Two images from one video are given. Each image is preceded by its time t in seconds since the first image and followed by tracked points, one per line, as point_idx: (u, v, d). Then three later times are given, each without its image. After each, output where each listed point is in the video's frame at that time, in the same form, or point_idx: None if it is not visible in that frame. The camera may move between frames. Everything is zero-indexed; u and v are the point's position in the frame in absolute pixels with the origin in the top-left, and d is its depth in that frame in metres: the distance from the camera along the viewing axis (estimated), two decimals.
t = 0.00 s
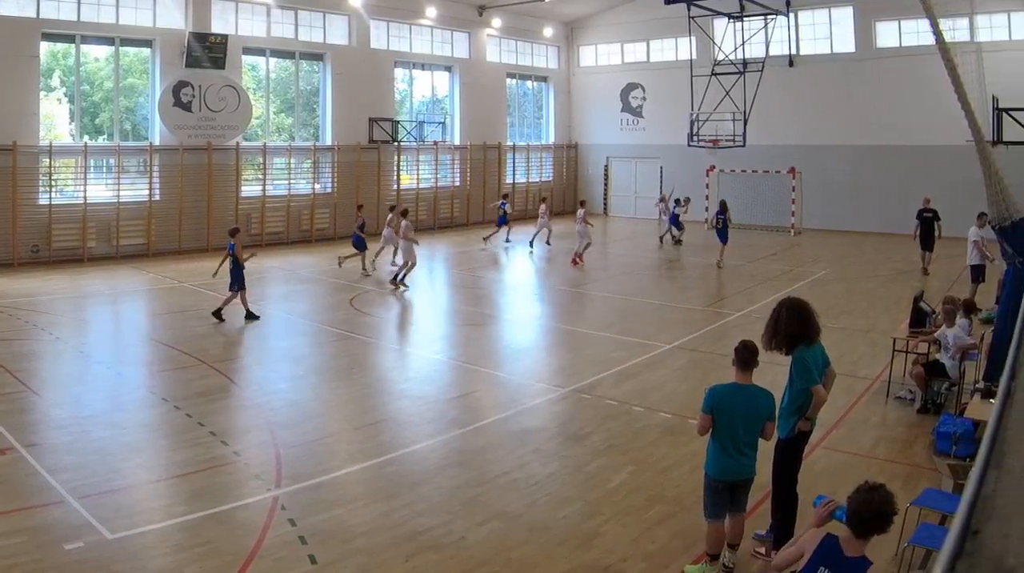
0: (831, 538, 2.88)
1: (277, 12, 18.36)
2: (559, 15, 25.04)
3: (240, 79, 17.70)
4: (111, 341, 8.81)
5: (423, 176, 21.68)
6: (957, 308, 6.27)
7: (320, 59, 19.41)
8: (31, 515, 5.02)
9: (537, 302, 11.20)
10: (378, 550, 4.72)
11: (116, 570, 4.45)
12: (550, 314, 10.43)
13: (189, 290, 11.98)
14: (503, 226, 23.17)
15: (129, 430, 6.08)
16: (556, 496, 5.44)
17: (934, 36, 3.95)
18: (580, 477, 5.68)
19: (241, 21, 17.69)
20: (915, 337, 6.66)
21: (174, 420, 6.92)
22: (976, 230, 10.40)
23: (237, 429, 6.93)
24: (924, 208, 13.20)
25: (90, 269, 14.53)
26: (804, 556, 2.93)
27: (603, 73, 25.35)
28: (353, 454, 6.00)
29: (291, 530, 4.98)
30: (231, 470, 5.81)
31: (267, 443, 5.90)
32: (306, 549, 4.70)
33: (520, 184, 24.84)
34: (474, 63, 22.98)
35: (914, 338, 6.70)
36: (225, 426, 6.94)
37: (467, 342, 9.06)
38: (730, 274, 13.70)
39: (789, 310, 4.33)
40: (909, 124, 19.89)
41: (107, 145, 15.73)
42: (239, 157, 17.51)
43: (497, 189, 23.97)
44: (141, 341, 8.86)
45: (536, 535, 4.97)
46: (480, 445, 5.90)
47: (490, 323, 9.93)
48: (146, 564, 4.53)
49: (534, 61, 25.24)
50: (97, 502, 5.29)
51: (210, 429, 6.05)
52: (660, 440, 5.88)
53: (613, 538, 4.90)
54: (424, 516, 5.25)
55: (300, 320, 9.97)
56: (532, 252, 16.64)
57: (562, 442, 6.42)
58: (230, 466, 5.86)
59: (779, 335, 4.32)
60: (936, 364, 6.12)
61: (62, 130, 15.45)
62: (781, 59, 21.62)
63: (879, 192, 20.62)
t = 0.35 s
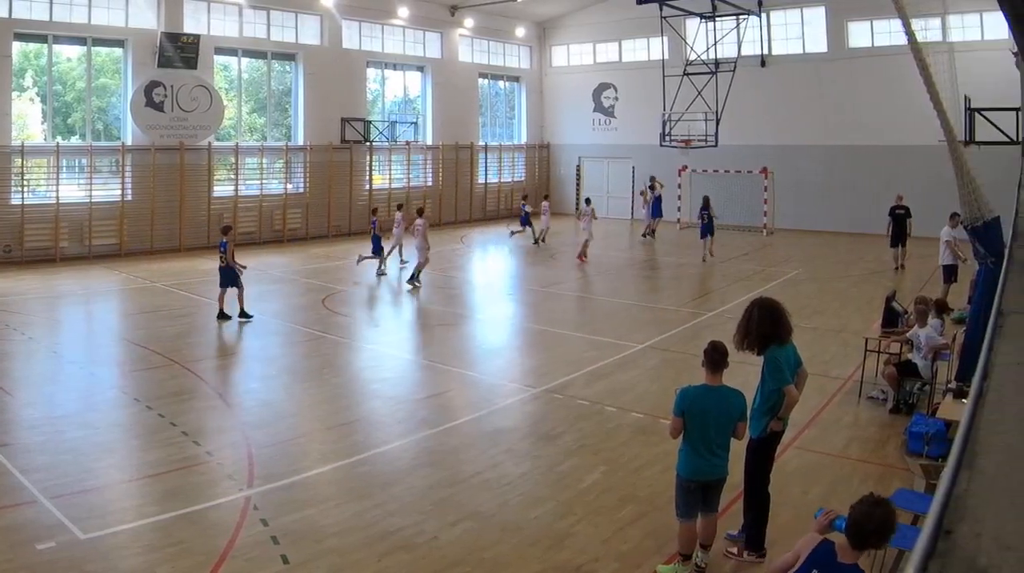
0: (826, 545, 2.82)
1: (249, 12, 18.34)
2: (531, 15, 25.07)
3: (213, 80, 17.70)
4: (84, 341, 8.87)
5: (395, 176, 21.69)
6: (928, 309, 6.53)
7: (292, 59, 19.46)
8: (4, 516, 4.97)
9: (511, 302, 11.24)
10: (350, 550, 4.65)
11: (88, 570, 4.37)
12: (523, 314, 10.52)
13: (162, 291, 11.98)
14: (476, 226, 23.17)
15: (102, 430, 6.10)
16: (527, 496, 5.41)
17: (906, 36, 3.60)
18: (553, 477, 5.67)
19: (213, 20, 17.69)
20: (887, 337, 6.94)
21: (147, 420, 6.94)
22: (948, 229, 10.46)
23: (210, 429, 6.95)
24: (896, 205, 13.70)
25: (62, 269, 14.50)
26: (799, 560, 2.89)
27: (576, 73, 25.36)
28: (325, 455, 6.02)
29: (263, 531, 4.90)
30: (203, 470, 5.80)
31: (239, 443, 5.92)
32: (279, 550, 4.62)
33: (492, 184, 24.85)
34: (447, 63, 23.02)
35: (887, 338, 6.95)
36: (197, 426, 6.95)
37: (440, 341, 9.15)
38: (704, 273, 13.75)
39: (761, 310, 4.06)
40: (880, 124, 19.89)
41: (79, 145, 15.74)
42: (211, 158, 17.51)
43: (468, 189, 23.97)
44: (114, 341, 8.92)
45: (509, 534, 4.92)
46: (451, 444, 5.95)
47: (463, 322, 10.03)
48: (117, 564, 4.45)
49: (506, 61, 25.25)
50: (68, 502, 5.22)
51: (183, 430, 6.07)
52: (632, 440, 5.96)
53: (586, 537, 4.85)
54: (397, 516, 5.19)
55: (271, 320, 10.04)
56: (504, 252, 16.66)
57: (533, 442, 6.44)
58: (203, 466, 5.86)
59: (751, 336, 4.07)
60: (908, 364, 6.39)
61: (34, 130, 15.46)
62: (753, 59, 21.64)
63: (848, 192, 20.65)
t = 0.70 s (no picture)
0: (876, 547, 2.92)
1: (248, 12, 18.35)
2: (530, 15, 25.08)
3: (211, 80, 17.70)
4: (82, 341, 8.87)
5: (394, 176, 21.70)
6: (927, 309, 6.57)
7: (291, 59, 19.46)
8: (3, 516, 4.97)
9: (510, 302, 11.24)
10: (350, 551, 4.65)
11: (86, 570, 4.36)
12: (522, 314, 10.50)
13: (161, 290, 12.00)
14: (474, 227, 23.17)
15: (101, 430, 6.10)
16: (527, 496, 5.41)
17: (906, 35, 3.57)
18: (552, 477, 5.67)
19: (212, 20, 17.68)
20: (886, 336, 6.98)
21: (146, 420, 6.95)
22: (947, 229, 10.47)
23: (209, 429, 6.95)
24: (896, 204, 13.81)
25: (61, 269, 14.49)
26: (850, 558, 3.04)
27: (575, 73, 25.37)
28: (324, 455, 6.02)
29: (262, 531, 4.89)
30: (202, 470, 5.80)
31: (238, 443, 5.92)
32: (279, 551, 4.61)
33: (491, 184, 24.87)
34: (446, 63, 23.02)
35: (885, 338, 6.98)
36: (196, 427, 6.95)
37: (439, 342, 9.15)
38: (702, 273, 13.76)
39: (760, 310, 4.06)
40: (879, 123, 19.87)
41: (78, 146, 15.75)
42: (210, 158, 17.51)
43: (467, 189, 23.98)
44: (112, 341, 8.92)
45: (508, 534, 4.92)
46: (450, 445, 5.95)
47: (461, 322, 10.03)
48: (116, 564, 4.44)
49: (505, 62, 25.27)
50: (67, 502, 5.21)
51: (182, 430, 6.08)
52: (631, 440, 5.96)
53: (586, 537, 4.84)
54: (396, 516, 5.19)
55: (270, 321, 10.05)
56: (503, 252, 16.69)
57: (532, 442, 6.44)
58: (201, 466, 5.86)
59: (750, 335, 4.06)
60: (907, 364, 6.42)
61: (33, 130, 15.46)
62: (752, 59, 21.64)
63: (846, 192, 20.66)
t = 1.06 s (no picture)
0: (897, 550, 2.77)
1: (248, 12, 18.34)
2: (530, 15, 25.08)
3: (211, 80, 17.69)
4: (82, 341, 8.87)
5: (394, 176, 21.70)
6: (927, 309, 6.57)
7: (291, 59, 19.46)
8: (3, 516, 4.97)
9: (511, 302, 11.24)
10: (350, 551, 4.65)
11: (86, 570, 4.36)
12: (522, 314, 10.50)
13: (161, 290, 12.00)
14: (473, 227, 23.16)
15: (100, 430, 6.10)
16: (527, 496, 5.41)
17: (905, 35, 3.59)
18: (552, 477, 5.67)
19: (212, 20, 17.68)
20: (886, 336, 6.98)
21: (146, 420, 6.95)
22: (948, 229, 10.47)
23: (209, 430, 6.95)
24: (895, 201, 13.83)
25: (61, 269, 14.48)
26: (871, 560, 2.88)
27: (575, 73, 25.37)
28: (325, 456, 6.02)
29: (262, 531, 4.89)
30: (202, 470, 5.80)
31: (238, 443, 5.92)
32: (279, 550, 4.61)
33: (491, 184, 24.86)
34: (446, 63, 23.02)
35: (885, 338, 6.97)
36: (196, 427, 6.95)
37: (439, 342, 9.14)
38: (702, 273, 13.76)
39: (761, 308, 4.07)
40: (879, 123, 19.87)
41: (78, 146, 15.74)
42: (209, 158, 17.51)
43: (467, 189, 23.97)
44: (112, 341, 8.92)
45: (509, 534, 4.91)
46: (450, 445, 5.95)
47: (462, 322, 10.02)
48: (115, 564, 4.44)
49: (505, 62, 25.27)
50: (67, 502, 5.21)
51: (182, 430, 6.08)
52: (631, 440, 5.96)
53: (586, 538, 4.84)
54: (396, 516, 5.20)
55: (270, 321, 10.05)
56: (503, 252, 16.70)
57: (532, 442, 6.44)
58: (201, 466, 5.87)
59: (751, 334, 4.07)
60: (907, 364, 6.42)
61: (33, 130, 15.45)
62: (752, 59, 21.64)
63: (846, 192, 20.65)
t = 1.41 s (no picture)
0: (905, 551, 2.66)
1: (248, 12, 18.34)
2: (530, 15, 25.09)
3: (211, 80, 17.68)
4: (82, 341, 8.87)
5: (394, 176, 21.70)
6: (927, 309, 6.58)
7: (291, 59, 19.46)
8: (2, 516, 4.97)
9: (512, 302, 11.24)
10: (350, 551, 4.65)
11: (87, 570, 4.36)
12: (522, 314, 10.50)
13: (161, 290, 12.00)
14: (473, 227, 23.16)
15: (100, 430, 6.10)
16: (527, 496, 5.41)
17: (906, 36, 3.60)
18: (552, 478, 5.67)
19: (212, 20, 17.67)
20: (886, 336, 6.98)
21: (146, 420, 6.95)
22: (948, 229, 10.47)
23: (209, 430, 6.96)
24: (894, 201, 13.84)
25: (61, 269, 14.48)
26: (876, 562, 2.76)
27: (575, 73, 25.36)
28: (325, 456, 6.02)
29: (261, 531, 4.89)
30: (202, 470, 5.80)
31: (238, 443, 5.91)
32: (279, 550, 4.61)
33: (491, 184, 24.85)
34: (446, 63, 23.02)
35: (885, 338, 6.97)
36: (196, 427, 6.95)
37: (439, 342, 9.13)
38: (702, 273, 13.76)
39: (761, 307, 4.07)
40: (879, 123, 19.87)
41: (78, 146, 15.73)
42: (209, 157, 17.51)
43: (467, 189, 23.97)
44: (111, 341, 8.92)
45: (508, 534, 4.91)
46: (450, 445, 5.95)
47: (463, 322, 10.02)
48: (115, 564, 4.44)
49: (505, 61, 25.27)
50: (67, 502, 5.21)
51: (182, 430, 6.08)
52: (631, 440, 5.96)
53: (587, 538, 4.84)
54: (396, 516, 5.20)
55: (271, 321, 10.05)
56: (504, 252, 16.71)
57: (532, 443, 6.44)
58: (201, 466, 5.87)
59: (751, 334, 4.06)
60: (907, 364, 6.41)
61: (32, 130, 15.43)
62: (752, 59, 21.64)
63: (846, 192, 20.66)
